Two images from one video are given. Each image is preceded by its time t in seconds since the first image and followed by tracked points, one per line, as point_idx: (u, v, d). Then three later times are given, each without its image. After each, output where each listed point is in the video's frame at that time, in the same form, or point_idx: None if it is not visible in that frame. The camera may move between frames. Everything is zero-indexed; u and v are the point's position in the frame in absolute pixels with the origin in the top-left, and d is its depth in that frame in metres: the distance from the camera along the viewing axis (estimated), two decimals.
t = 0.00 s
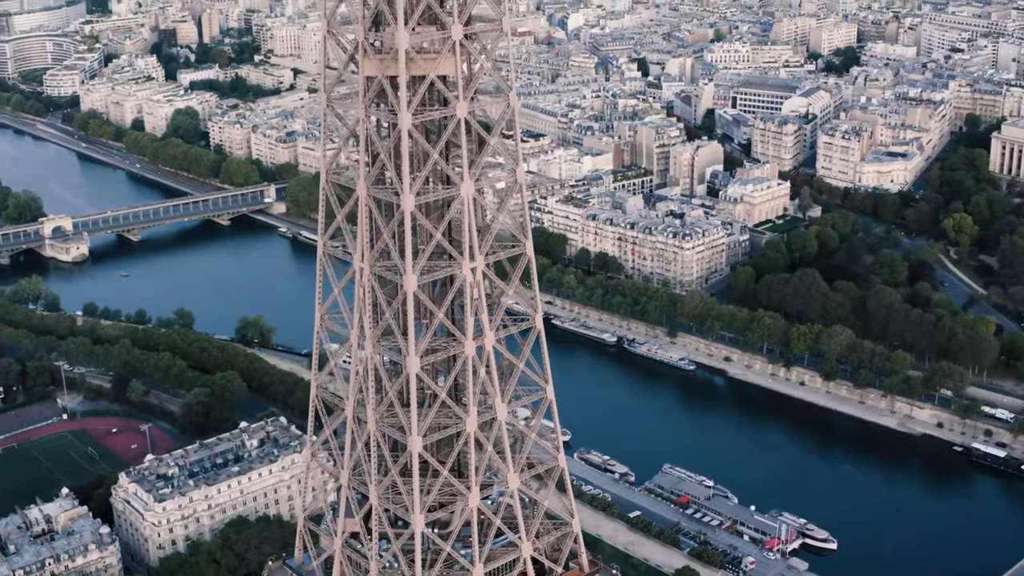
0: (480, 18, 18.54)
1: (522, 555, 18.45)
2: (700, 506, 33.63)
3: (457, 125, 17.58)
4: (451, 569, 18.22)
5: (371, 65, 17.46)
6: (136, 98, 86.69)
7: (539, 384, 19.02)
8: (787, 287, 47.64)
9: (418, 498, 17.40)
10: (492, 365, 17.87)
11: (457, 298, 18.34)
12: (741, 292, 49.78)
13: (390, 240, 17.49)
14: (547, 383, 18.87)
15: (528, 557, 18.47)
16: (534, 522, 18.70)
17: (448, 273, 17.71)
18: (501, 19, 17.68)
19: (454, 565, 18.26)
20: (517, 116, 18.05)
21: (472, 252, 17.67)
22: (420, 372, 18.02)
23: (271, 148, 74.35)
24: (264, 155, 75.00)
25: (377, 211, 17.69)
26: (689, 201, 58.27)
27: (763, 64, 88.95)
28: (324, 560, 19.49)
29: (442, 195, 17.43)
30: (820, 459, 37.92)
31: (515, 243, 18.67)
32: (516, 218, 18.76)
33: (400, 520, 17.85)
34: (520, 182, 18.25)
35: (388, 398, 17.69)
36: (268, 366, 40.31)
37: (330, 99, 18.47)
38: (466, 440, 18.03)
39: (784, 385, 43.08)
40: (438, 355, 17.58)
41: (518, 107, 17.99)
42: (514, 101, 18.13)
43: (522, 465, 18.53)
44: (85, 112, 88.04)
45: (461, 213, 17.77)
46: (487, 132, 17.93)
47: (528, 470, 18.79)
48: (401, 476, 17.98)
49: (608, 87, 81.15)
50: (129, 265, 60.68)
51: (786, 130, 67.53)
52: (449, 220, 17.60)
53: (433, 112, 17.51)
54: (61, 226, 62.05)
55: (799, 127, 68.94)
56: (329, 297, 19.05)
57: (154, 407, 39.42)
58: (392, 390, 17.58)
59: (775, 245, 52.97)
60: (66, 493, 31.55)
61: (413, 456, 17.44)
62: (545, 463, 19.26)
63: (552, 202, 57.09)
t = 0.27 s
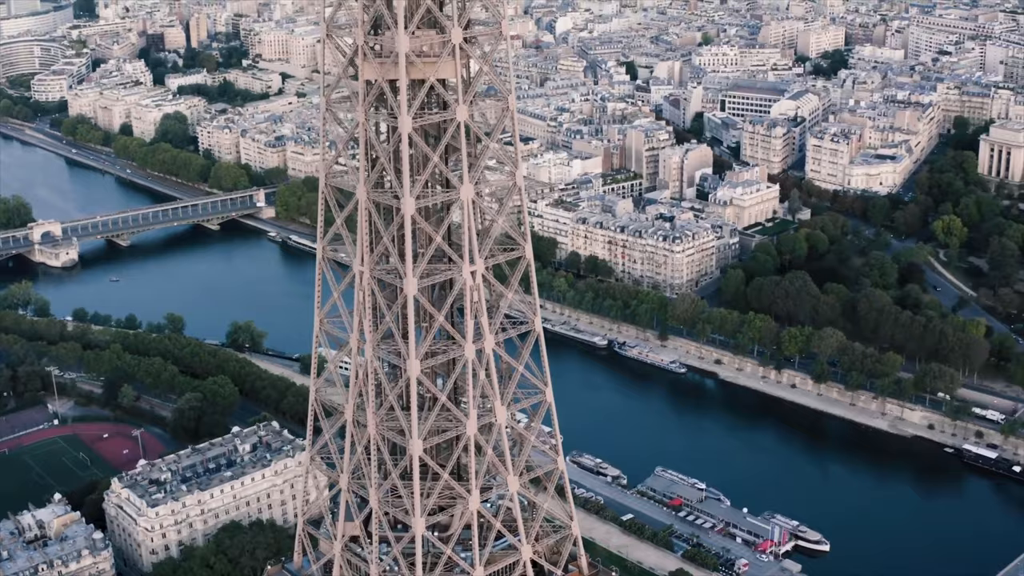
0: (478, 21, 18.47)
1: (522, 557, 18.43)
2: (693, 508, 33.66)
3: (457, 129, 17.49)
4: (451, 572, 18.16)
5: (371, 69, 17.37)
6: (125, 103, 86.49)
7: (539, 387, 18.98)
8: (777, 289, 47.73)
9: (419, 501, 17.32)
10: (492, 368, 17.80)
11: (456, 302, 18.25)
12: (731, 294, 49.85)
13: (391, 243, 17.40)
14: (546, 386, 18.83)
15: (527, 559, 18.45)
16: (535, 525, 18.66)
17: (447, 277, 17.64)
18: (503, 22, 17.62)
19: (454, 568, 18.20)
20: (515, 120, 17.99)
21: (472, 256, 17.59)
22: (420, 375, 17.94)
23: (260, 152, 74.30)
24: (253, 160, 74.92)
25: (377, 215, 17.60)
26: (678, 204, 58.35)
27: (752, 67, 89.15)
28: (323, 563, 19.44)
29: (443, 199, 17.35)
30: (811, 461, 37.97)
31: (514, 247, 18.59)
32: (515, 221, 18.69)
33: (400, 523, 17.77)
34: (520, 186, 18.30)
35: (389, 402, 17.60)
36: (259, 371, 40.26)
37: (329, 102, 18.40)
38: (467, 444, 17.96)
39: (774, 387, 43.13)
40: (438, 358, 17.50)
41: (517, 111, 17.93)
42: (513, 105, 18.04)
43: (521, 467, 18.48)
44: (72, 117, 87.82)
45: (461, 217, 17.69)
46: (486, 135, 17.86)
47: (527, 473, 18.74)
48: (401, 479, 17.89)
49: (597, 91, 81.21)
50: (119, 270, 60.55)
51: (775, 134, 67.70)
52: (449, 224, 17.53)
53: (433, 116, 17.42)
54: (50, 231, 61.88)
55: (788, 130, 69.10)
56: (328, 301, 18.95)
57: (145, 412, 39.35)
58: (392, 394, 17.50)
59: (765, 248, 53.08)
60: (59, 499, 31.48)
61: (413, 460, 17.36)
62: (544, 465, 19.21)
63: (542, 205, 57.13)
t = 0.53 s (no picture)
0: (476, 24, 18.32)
1: (522, 560, 18.30)
2: (685, 511, 33.72)
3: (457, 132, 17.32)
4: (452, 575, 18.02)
5: (371, 72, 17.12)
6: (113, 108, 86.30)
7: (539, 390, 18.83)
8: (767, 292, 47.81)
9: (421, 504, 17.14)
10: (493, 371, 17.62)
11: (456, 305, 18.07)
12: (721, 297, 49.91)
13: (392, 247, 17.22)
14: (546, 389, 18.70)
15: (528, 561, 18.32)
16: (535, 526, 18.56)
17: (447, 281, 17.47)
18: (502, 27, 17.38)
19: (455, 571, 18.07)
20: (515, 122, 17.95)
21: (472, 259, 17.41)
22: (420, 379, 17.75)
23: (249, 156, 74.26)
24: (242, 164, 74.87)
25: (378, 219, 17.38)
26: (668, 208, 58.42)
27: (740, 70, 89.38)
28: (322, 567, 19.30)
29: (443, 202, 17.19)
30: (803, 463, 38.04)
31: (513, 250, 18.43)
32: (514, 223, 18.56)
33: (401, 526, 17.59)
34: (520, 191, 18.11)
35: (390, 405, 17.39)
36: (251, 376, 40.21)
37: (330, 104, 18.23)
38: (467, 447, 17.78)
39: (766, 390, 43.22)
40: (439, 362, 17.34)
41: (516, 114, 17.92)
42: (512, 107, 17.99)
43: (521, 470, 18.35)
44: (60, 122, 87.59)
45: (461, 221, 17.53)
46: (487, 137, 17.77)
47: (527, 476, 18.60)
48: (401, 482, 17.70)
49: (586, 94, 81.29)
50: (109, 275, 60.42)
51: (764, 137, 67.87)
52: (449, 227, 17.37)
53: (433, 119, 17.25)
54: (39, 236, 61.68)
55: (777, 133, 69.28)
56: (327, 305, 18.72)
57: (137, 417, 39.27)
58: (393, 398, 17.29)
59: (755, 250, 53.18)
60: (52, 504, 31.38)
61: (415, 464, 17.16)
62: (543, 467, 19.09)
63: (532, 209, 57.19)
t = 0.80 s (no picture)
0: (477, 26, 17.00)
1: (523, 563, 16.99)
2: (678, 514, 33.75)
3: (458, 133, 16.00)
4: None
5: (370, 76, 15.84)
6: (101, 113, 86.19)
7: (538, 392, 17.89)
8: (758, 295, 47.91)
9: (419, 506, 15.93)
10: (494, 372, 16.42)
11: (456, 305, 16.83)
12: (712, 300, 49.91)
13: (390, 251, 15.92)
14: (546, 392, 17.70)
15: (528, 564, 17.00)
16: (535, 529, 17.34)
17: (446, 284, 16.22)
18: (503, 28, 16.01)
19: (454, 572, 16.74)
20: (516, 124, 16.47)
21: (473, 261, 16.18)
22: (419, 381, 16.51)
23: (238, 161, 74.20)
24: (232, 169, 74.75)
25: (377, 223, 16.11)
26: (658, 211, 58.40)
27: (728, 74, 89.75)
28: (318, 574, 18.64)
29: (442, 205, 15.93)
30: (794, 465, 38.15)
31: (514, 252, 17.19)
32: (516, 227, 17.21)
33: (399, 529, 16.32)
34: (520, 194, 16.72)
35: (389, 407, 16.12)
36: (242, 381, 40.12)
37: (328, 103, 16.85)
38: (467, 450, 16.56)
39: (756, 392, 43.30)
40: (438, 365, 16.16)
41: (518, 115, 16.44)
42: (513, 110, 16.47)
43: (522, 472, 17.17)
44: (49, 127, 87.55)
45: (462, 225, 16.27)
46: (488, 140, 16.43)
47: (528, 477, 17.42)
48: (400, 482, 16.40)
49: (575, 98, 81.43)
50: (99, 280, 60.30)
51: (753, 140, 68.02)
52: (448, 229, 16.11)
53: (434, 121, 15.96)
54: (29, 242, 61.60)
55: (766, 136, 69.43)
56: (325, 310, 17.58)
57: (128, 423, 39.18)
58: (391, 401, 16.04)
59: (745, 254, 53.27)
60: (45, 510, 31.29)
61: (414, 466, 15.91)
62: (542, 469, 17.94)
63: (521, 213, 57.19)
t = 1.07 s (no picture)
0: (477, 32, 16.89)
1: (522, 565, 16.85)
2: (671, 517, 33.81)
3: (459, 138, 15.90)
4: None
5: (371, 80, 15.79)
6: (90, 118, 85.99)
7: (537, 396, 17.76)
8: (748, 298, 48.03)
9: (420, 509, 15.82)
10: (494, 375, 16.33)
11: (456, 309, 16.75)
12: (702, 303, 49.99)
13: (391, 255, 15.83)
14: (546, 394, 17.56)
15: (528, 566, 16.85)
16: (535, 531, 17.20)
17: (447, 288, 16.12)
18: (503, 32, 15.86)
19: None
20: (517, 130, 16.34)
21: (473, 265, 16.09)
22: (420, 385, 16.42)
23: (227, 166, 74.13)
24: (221, 174, 74.67)
25: (377, 227, 16.04)
26: (648, 215, 58.48)
27: (717, 77, 89.94)
28: None
29: (444, 209, 15.84)
30: (787, 468, 38.21)
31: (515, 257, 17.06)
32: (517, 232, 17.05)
33: (400, 533, 16.22)
34: (521, 196, 16.48)
35: (391, 411, 16.04)
36: (234, 386, 40.07)
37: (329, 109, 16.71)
38: (468, 454, 16.45)
39: (747, 395, 43.36)
40: (438, 368, 16.06)
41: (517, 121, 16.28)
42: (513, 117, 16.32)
43: (523, 475, 17.05)
44: (37, 132, 87.31)
45: (462, 229, 16.19)
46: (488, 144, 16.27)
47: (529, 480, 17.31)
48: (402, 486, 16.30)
49: (564, 102, 81.51)
50: (89, 285, 60.15)
51: (743, 143, 68.17)
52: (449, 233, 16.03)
53: (435, 125, 15.88)
54: (18, 247, 61.39)
55: (755, 140, 69.55)
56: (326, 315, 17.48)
57: (119, 428, 39.11)
58: (391, 405, 15.96)
59: (735, 256, 53.38)
60: (37, 516, 31.22)
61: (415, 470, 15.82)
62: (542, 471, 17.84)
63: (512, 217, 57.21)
